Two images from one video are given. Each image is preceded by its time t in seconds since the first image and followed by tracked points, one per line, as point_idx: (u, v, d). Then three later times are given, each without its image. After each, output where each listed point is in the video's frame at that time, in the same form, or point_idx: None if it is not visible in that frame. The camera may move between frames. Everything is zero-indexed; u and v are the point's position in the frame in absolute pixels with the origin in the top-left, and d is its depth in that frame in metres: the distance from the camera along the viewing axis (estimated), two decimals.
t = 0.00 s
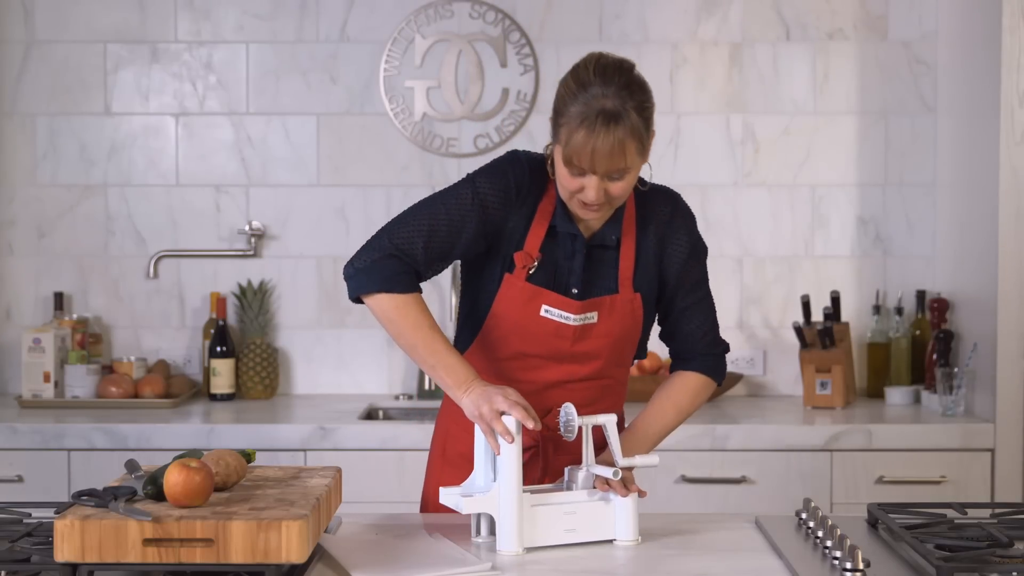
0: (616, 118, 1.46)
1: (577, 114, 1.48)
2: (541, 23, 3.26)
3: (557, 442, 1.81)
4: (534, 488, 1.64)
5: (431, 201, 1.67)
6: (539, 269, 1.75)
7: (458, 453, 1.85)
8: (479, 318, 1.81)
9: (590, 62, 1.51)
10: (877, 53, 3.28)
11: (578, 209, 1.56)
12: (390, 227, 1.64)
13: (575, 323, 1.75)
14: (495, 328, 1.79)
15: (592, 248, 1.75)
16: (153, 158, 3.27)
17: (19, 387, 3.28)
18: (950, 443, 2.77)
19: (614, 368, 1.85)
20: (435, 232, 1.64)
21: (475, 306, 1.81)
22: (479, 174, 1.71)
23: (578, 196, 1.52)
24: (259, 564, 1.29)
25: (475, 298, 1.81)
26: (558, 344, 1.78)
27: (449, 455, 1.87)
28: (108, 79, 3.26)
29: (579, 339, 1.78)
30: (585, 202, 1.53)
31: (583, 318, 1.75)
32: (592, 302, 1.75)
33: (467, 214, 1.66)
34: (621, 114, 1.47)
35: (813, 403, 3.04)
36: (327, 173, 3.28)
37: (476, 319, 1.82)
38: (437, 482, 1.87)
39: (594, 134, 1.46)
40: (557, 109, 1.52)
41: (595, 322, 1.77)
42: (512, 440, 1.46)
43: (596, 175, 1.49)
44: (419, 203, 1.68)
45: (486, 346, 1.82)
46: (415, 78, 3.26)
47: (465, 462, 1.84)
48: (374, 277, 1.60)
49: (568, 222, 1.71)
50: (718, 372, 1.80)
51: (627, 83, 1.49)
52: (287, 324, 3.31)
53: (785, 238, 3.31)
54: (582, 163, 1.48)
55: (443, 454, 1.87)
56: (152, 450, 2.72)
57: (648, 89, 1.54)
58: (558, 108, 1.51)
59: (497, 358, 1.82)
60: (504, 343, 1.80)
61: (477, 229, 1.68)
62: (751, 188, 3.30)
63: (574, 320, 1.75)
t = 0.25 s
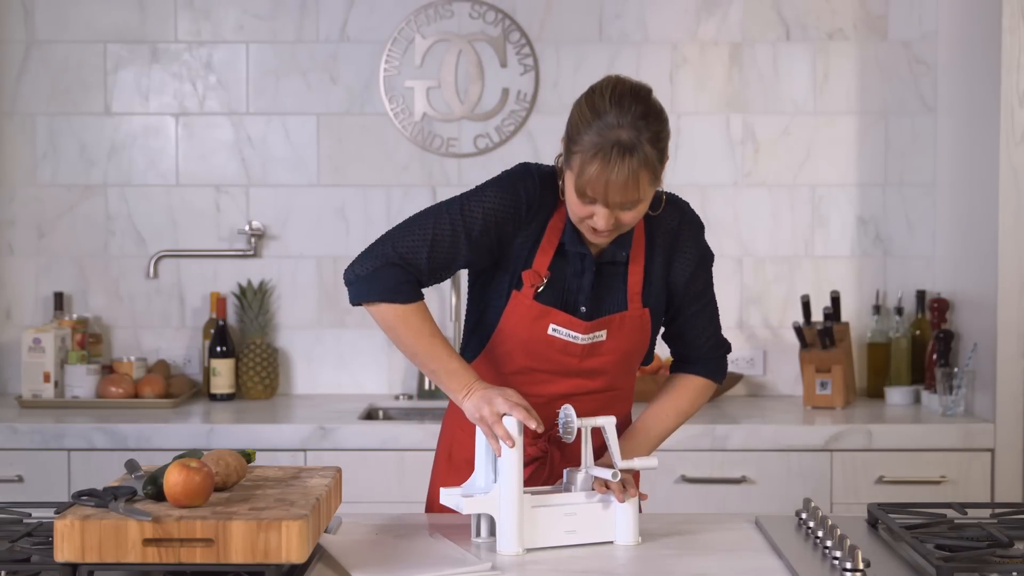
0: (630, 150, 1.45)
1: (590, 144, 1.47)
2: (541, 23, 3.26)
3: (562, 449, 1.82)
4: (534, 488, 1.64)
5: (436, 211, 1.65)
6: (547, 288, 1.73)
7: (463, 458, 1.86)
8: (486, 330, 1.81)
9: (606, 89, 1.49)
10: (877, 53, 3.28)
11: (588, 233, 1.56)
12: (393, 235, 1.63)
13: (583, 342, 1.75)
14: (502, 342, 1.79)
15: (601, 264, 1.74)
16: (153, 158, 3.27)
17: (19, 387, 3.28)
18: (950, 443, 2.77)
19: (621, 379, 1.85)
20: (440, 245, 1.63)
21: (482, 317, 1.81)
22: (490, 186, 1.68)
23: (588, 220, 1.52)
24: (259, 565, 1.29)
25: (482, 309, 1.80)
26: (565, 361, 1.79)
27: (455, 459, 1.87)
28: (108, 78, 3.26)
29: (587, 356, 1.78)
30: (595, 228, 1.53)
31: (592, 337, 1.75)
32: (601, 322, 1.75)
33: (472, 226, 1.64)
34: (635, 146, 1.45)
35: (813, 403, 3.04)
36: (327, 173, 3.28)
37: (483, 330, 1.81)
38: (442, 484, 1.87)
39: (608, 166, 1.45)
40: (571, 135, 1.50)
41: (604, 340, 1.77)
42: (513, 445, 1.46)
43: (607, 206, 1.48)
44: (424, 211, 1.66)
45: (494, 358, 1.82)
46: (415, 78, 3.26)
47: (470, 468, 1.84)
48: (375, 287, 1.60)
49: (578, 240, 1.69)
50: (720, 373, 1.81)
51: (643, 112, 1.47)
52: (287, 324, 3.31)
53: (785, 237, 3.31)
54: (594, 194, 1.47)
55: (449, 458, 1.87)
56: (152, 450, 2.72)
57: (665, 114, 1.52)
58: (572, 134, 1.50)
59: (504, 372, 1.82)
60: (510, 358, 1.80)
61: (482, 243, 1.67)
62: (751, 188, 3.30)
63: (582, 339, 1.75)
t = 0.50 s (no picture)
0: (630, 150, 1.45)
1: (589, 144, 1.47)
2: (541, 23, 3.26)
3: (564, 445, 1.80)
4: (534, 487, 1.64)
5: (435, 206, 1.66)
6: (548, 284, 1.73)
7: (464, 457, 1.86)
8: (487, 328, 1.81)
9: (605, 88, 1.49)
10: (877, 53, 3.28)
11: (588, 230, 1.56)
12: (393, 232, 1.63)
13: (585, 337, 1.75)
14: (503, 339, 1.78)
15: (601, 260, 1.74)
16: (153, 158, 3.27)
17: (19, 387, 3.27)
18: (950, 443, 2.77)
19: (621, 374, 1.85)
20: (440, 242, 1.63)
21: (483, 315, 1.81)
22: (488, 182, 1.69)
23: (588, 218, 1.52)
24: (259, 565, 1.29)
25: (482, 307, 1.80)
26: (567, 356, 1.78)
27: (456, 459, 1.87)
28: (108, 79, 3.26)
29: (588, 351, 1.78)
30: (595, 226, 1.53)
31: (593, 332, 1.75)
32: (603, 317, 1.74)
33: (471, 221, 1.65)
34: (635, 146, 1.45)
35: (813, 403, 3.04)
36: (327, 173, 3.28)
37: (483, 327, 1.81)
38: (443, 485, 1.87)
39: (607, 167, 1.45)
40: (570, 135, 1.50)
41: (605, 336, 1.76)
42: (513, 445, 1.46)
43: (607, 206, 1.48)
44: (423, 208, 1.66)
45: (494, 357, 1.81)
46: (415, 78, 3.26)
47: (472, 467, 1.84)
48: (375, 284, 1.60)
49: (578, 236, 1.69)
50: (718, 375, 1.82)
51: (641, 111, 1.47)
52: (287, 324, 3.31)
53: (785, 237, 3.31)
54: (593, 194, 1.47)
55: (449, 459, 1.87)
56: (152, 450, 2.72)
57: (662, 112, 1.52)
58: (571, 134, 1.50)
59: (504, 369, 1.81)
60: (511, 354, 1.79)
61: (483, 239, 1.67)
62: (751, 188, 3.30)
63: (584, 335, 1.75)
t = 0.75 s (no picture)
0: (636, 139, 1.45)
1: (595, 134, 1.47)
2: (541, 23, 3.26)
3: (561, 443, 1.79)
4: (534, 487, 1.64)
5: (434, 201, 1.66)
6: (546, 278, 1.74)
7: (461, 455, 1.85)
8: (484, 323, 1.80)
9: (609, 80, 1.50)
10: (877, 53, 3.28)
11: (590, 222, 1.55)
12: (392, 228, 1.64)
13: (582, 331, 1.75)
14: (500, 334, 1.78)
15: (599, 255, 1.74)
16: (153, 158, 3.27)
17: (19, 387, 3.27)
18: (951, 443, 2.77)
19: (618, 370, 1.85)
20: (439, 237, 1.63)
21: (480, 310, 1.80)
22: (488, 177, 1.69)
23: (591, 209, 1.52)
24: (259, 565, 1.29)
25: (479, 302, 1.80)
26: (564, 350, 1.78)
27: (453, 456, 1.86)
28: (108, 79, 3.26)
29: (585, 345, 1.77)
30: (598, 217, 1.53)
31: (591, 326, 1.75)
32: (600, 311, 1.74)
33: (470, 216, 1.65)
34: (641, 135, 1.46)
35: (813, 403, 3.04)
36: (327, 173, 3.28)
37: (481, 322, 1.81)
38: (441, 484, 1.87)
39: (613, 156, 1.45)
40: (574, 127, 1.50)
41: (602, 330, 1.76)
42: (512, 446, 1.46)
43: (612, 196, 1.48)
44: (423, 204, 1.67)
45: (491, 351, 1.81)
46: (415, 78, 3.26)
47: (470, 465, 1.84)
48: (375, 278, 1.60)
49: (577, 228, 1.70)
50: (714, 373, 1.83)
51: (646, 103, 1.48)
52: (287, 324, 3.31)
53: (785, 238, 3.31)
54: (599, 184, 1.47)
55: (448, 457, 1.87)
56: (152, 450, 2.72)
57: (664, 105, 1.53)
58: (576, 125, 1.50)
59: (501, 363, 1.81)
60: (508, 348, 1.79)
61: (482, 233, 1.67)
62: (751, 188, 3.30)
63: (581, 328, 1.75)
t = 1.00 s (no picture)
0: (643, 153, 1.45)
1: (601, 148, 1.46)
2: (541, 23, 3.26)
3: (562, 445, 1.81)
4: (535, 487, 1.64)
5: (432, 209, 1.65)
6: (546, 286, 1.73)
7: (462, 459, 1.85)
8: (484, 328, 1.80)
9: (613, 91, 1.49)
10: (877, 53, 3.28)
11: (592, 231, 1.56)
12: (389, 235, 1.63)
13: (583, 338, 1.75)
14: (501, 341, 1.78)
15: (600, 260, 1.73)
16: (153, 158, 3.27)
17: (19, 387, 3.27)
18: (951, 443, 2.77)
19: (618, 374, 1.86)
20: (438, 245, 1.63)
21: (479, 317, 1.80)
22: (486, 184, 1.69)
23: (595, 220, 1.52)
24: (259, 565, 1.29)
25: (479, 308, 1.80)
26: (565, 357, 1.78)
27: (453, 461, 1.86)
28: (108, 79, 3.26)
29: (586, 351, 1.78)
30: (601, 227, 1.53)
31: (591, 333, 1.75)
32: (602, 318, 1.74)
33: (468, 223, 1.65)
34: (647, 148, 1.46)
35: (813, 403, 3.04)
36: (327, 173, 3.28)
37: (481, 328, 1.81)
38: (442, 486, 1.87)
39: (621, 170, 1.45)
40: (579, 138, 1.50)
41: (604, 336, 1.77)
42: (513, 446, 1.45)
43: (617, 209, 1.48)
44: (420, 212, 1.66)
45: (491, 358, 1.81)
46: (415, 78, 3.26)
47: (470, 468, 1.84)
48: (373, 286, 1.59)
49: (578, 235, 1.69)
50: (712, 371, 1.83)
51: (651, 114, 1.48)
52: (287, 324, 3.31)
53: (785, 238, 3.31)
54: (605, 197, 1.47)
55: (448, 460, 1.87)
56: (152, 450, 2.72)
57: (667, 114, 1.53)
58: (580, 137, 1.50)
59: (502, 370, 1.81)
60: (509, 356, 1.79)
61: (480, 241, 1.67)
62: (751, 188, 3.30)
63: (582, 336, 1.75)
